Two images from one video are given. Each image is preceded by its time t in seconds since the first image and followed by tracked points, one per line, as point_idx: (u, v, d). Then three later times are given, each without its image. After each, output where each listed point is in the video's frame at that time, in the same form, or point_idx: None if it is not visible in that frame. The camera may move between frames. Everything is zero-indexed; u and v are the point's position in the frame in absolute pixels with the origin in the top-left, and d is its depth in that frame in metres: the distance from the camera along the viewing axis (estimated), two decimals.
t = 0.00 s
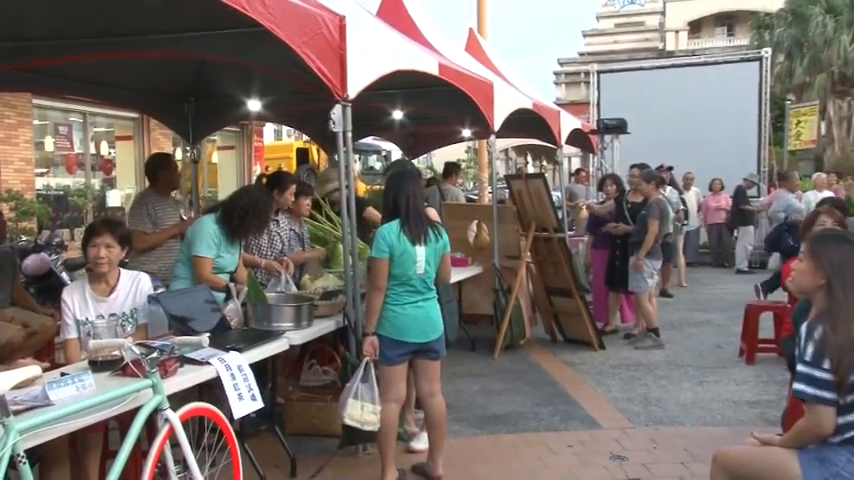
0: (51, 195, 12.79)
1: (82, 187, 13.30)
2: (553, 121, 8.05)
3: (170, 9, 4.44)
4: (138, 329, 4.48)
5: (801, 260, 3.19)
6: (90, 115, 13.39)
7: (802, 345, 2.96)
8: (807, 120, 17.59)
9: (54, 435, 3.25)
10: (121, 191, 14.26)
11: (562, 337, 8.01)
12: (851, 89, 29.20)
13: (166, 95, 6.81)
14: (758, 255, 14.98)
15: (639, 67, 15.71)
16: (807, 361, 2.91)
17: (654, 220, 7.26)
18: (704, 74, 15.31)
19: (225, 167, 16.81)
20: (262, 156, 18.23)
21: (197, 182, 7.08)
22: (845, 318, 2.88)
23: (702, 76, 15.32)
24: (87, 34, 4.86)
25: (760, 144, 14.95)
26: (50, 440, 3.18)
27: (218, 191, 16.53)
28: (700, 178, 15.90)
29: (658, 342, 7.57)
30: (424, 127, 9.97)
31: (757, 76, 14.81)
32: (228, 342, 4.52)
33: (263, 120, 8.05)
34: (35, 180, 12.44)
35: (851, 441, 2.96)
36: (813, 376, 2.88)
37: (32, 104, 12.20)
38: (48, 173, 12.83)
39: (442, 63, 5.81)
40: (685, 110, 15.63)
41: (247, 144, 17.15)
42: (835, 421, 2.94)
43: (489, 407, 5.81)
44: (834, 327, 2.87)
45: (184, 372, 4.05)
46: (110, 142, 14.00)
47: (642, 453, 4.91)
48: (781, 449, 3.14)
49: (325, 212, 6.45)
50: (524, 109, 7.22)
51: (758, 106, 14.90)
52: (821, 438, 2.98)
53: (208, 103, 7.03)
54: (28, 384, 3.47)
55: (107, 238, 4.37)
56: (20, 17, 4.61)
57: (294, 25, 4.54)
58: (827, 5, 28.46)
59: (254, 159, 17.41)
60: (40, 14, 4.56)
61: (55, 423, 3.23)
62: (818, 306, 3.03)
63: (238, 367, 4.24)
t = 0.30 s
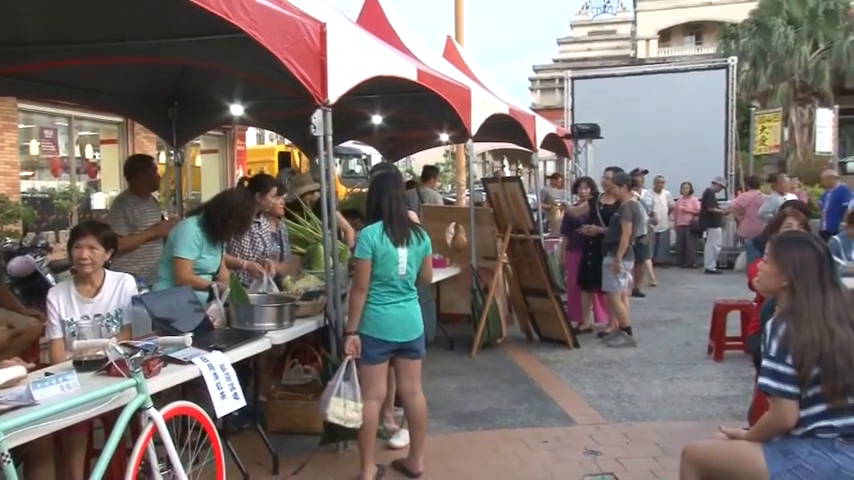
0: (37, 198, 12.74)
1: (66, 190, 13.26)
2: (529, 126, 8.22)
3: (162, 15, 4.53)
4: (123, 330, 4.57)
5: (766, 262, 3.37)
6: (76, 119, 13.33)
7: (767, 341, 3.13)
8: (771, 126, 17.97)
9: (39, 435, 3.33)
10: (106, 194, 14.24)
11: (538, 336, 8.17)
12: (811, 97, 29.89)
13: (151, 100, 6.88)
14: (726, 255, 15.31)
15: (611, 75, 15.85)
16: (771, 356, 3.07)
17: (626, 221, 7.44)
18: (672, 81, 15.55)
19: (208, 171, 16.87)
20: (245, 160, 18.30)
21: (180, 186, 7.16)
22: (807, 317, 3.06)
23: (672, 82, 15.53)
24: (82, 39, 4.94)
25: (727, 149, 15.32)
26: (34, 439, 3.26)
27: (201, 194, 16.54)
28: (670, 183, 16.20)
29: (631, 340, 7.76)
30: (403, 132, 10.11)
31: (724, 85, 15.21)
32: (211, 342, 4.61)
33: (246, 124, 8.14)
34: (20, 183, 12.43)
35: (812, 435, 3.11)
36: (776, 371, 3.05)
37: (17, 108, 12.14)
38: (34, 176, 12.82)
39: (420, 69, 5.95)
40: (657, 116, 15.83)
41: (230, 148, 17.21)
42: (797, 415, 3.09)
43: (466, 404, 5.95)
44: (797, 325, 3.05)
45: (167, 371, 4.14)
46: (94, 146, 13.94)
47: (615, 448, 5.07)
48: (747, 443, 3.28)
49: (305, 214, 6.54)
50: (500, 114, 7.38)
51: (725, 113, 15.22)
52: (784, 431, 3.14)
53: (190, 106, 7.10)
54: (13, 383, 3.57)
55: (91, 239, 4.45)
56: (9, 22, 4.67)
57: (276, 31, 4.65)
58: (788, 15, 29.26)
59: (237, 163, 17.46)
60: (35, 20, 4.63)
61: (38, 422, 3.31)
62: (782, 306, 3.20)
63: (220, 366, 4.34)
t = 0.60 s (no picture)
0: (25, 202, 12.64)
1: (53, 194, 13.16)
2: (506, 131, 8.37)
3: (155, 22, 4.64)
4: (108, 330, 4.66)
5: (736, 263, 3.52)
6: (62, 124, 13.26)
7: (736, 340, 3.29)
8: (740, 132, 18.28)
9: (25, 434, 3.41)
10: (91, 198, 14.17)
11: (515, 336, 8.32)
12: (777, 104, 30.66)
13: (137, 105, 6.98)
14: (697, 257, 15.64)
15: (587, 82, 16.10)
16: (740, 354, 3.23)
17: (601, 224, 7.61)
18: (642, 90, 15.73)
19: (193, 175, 16.88)
20: (229, 165, 18.34)
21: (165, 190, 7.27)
22: (774, 317, 3.22)
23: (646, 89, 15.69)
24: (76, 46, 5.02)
25: (697, 156, 15.55)
26: (21, 438, 3.34)
27: (186, 198, 16.56)
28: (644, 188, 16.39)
29: (606, 340, 7.93)
30: (383, 137, 10.24)
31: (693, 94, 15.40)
32: (195, 343, 4.71)
33: (230, 130, 8.25)
34: (8, 187, 12.26)
35: (778, 429, 3.28)
36: (744, 369, 3.21)
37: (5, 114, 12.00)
38: (20, 180, 12.68)
39: (401, 76, 6.08)
40: (631, 122, 15.99)
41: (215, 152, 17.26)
42: (763, 410, 3.26)
43: (446, 403, 6.08)
44: (765, 324, 3.21)
45: (152, 372, 4.24)
46: (81, 151, 13.88)
47: (591, 445, 5.22)
48: (718, 438, 3.44)
49: (288, 217, 6.65)
50: (479, 119, 7.52)
51: (696, 120, 15.43)
52: (752, 426, 3.30)
53: (175, 112, 7.22)
54: None
55: (74, 242, 4.52)
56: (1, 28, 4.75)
57: (261, 40, 4.78)
58: (753, 26, 29.29)
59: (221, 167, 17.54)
60: (29, 26, 4.72)
61: (25, 423, 3.39)
62: (751, 307, 3.36)
63: (204, 367, 4.44)
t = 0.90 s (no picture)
0: (14, 205, 11.77)
1: (43, 197, 12.47)
2: (486, 136, 8.52)
3: (145, 29, 4.75)
4: (96, 331, 4.74)
5: (708, 265, 3.68)
6: (52, 128, 12.52)
7: (708, 338, 3.45)
8: (710, 138, 18.60)
9: (14, 433, 3.50)
10: (80, 201, 13.58)
11: (495, 335, 8.48)
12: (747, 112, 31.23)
13: (125, 110, 7.06)
14: (670, 258, 15.94)
15: (564, 88, 16.27)
16: (712, 352, 3.40)
17: (577, 226, 7.79)
18: (617, 96, 15.95)
19: (180, 179, 16.72)
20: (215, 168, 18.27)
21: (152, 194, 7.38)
22: (745, 316, 3.39)
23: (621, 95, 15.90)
24: (73, 51, 5.12)
25: (672, 159, 15.84)
26: (9, 438, 3.43)
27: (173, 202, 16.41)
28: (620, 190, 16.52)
29: (583, 339, 8.10)
30: (366, 141, 10.36)
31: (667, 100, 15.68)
32: (182, 343, 4.82)
33: (216, 134, 8.35)
34: None
35: (748, 424, 3.42)
36: (717, 365, 3.37)
37: None
38: (10, 183, 11.82)
39: (383, 82, 6.22)
40: (608, 127, 16.18)
41: (201, 157, 17.20)
42: (734, 406, 3.41)
43: (427, 401, 6.22)
44: (736, 324, 3.37)
45: (139, 372, 4.35)
46: (70, 154, 13.25)
47: (568, 441, 5.38)
48: (691, 434, 3.59)
49: (273, 219, 6.76)
50: (459, 124, 7.66)
51: (670, 125, 15.68)
52: (723, 422, 3.45)
53: (163, 118, 7.32)
54: None
55: (64, 243, 4.60)
56: None
57: (249, 47, 4.90)
58: (724, 36, 29.95)
59: (208, 171, 17.45)
60: (21, 33, 4.81)
61: (14, 422, 3.48)
62: (723, 307, 3.53)
63: (191, 367, 4.56)
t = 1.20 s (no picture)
0: (5, 207, 11.68)
1: (33, 200, 12.40)
2: (467, 140, 8.66)
3: (134, 35, 4.85)
4: (85, 332, 4.83)
5: (681, 267, 3.83)
6: (41, 132, 12.46)
7: (681, 337, 3.61)
8: (684, 143, 18.90)
9: (5, 432, 3.59)
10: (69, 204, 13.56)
11: (477, 335, 8.62)
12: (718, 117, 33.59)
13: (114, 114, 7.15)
14: (646, 260, 16.21)
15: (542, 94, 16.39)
16: (685, 350, 3.56)
17: (556, 228, 7.97)
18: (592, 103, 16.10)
19: (168, 182, 16.73)
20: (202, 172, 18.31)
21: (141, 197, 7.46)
22: (717, 316, 3.54)
23: (594, 101, 16.02)
24: (67, 57, 5.22)
25: (646, 165, 16.06)
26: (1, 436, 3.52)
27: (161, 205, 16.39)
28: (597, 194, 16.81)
29: (562, 338, 8.27)
30: (350, 146, 10.50)
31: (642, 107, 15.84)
32: (170, 343, 4.92)
33: (203, 139, 8.46)
34: None
35: (719, 420, 3.60)
36: (689, 363, 3.53)
37: None
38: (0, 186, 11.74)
39: (368, 88, 6.35)
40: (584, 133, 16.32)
41: (189, 161, 17.20)
42: (706, 402, 3.58)
43: (410, 400, 6.35)
44: (708, 324, 3.52)
45: (127, 372, 4.44)
46: (59, 158, 13.22)
47: (548, 437, 5.53)
48: (664, 429, 3.75)
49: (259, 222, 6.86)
50: (441, 130, 7.80)
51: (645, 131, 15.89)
52: (695, 417, 3.62)
53: (153, 121, 7.39)
54: None
55: (55, 246, 4.69)
56: None
57: (234, 54, 5.01)
58: (696, 45, 32.18)
59: (195, 175, 17.48)
60: (13, 40, 4.91)
61: (5, 421, 3.56)
62: (695, 308, 3.67)
63: (178, 366, 4.66)
